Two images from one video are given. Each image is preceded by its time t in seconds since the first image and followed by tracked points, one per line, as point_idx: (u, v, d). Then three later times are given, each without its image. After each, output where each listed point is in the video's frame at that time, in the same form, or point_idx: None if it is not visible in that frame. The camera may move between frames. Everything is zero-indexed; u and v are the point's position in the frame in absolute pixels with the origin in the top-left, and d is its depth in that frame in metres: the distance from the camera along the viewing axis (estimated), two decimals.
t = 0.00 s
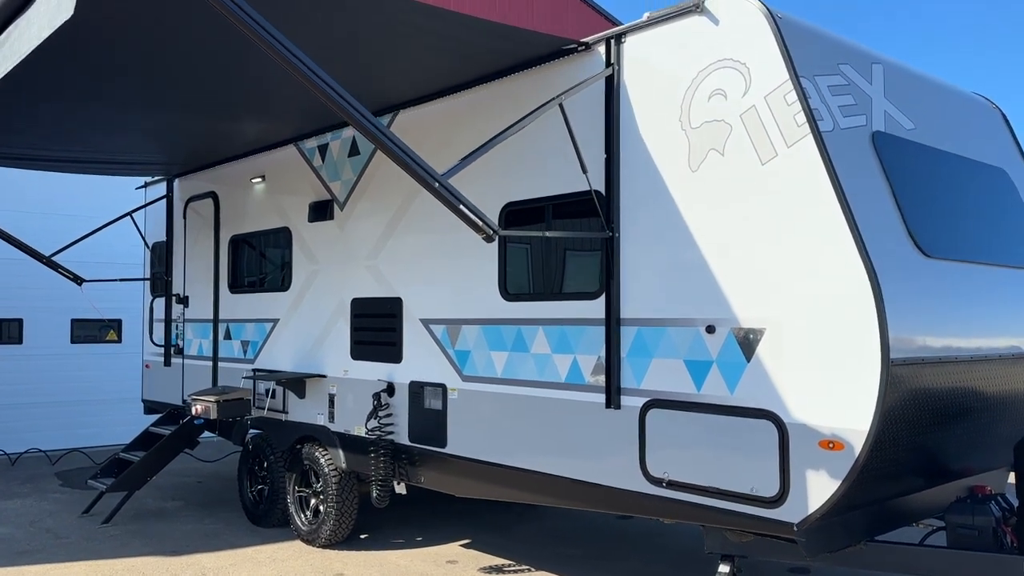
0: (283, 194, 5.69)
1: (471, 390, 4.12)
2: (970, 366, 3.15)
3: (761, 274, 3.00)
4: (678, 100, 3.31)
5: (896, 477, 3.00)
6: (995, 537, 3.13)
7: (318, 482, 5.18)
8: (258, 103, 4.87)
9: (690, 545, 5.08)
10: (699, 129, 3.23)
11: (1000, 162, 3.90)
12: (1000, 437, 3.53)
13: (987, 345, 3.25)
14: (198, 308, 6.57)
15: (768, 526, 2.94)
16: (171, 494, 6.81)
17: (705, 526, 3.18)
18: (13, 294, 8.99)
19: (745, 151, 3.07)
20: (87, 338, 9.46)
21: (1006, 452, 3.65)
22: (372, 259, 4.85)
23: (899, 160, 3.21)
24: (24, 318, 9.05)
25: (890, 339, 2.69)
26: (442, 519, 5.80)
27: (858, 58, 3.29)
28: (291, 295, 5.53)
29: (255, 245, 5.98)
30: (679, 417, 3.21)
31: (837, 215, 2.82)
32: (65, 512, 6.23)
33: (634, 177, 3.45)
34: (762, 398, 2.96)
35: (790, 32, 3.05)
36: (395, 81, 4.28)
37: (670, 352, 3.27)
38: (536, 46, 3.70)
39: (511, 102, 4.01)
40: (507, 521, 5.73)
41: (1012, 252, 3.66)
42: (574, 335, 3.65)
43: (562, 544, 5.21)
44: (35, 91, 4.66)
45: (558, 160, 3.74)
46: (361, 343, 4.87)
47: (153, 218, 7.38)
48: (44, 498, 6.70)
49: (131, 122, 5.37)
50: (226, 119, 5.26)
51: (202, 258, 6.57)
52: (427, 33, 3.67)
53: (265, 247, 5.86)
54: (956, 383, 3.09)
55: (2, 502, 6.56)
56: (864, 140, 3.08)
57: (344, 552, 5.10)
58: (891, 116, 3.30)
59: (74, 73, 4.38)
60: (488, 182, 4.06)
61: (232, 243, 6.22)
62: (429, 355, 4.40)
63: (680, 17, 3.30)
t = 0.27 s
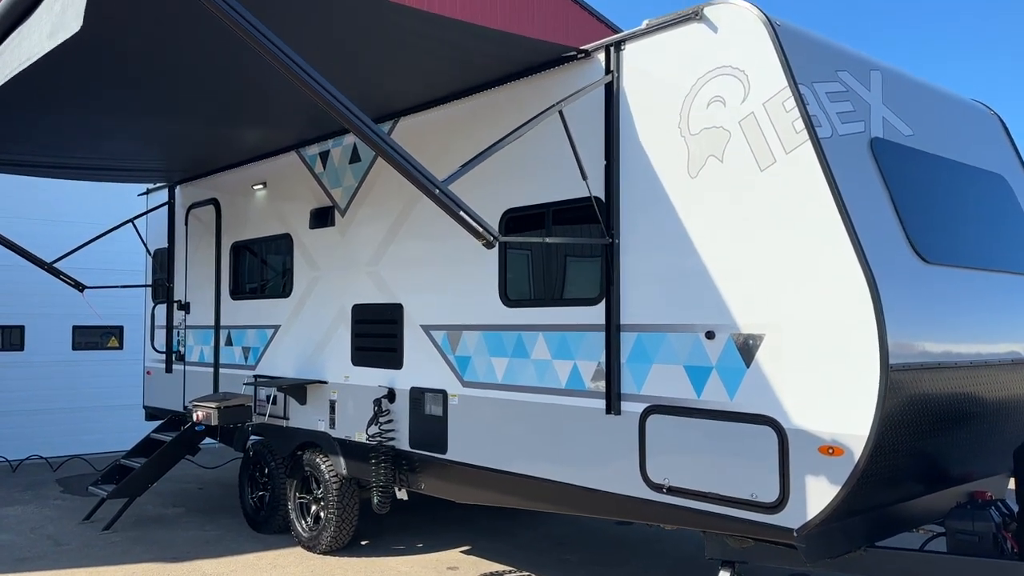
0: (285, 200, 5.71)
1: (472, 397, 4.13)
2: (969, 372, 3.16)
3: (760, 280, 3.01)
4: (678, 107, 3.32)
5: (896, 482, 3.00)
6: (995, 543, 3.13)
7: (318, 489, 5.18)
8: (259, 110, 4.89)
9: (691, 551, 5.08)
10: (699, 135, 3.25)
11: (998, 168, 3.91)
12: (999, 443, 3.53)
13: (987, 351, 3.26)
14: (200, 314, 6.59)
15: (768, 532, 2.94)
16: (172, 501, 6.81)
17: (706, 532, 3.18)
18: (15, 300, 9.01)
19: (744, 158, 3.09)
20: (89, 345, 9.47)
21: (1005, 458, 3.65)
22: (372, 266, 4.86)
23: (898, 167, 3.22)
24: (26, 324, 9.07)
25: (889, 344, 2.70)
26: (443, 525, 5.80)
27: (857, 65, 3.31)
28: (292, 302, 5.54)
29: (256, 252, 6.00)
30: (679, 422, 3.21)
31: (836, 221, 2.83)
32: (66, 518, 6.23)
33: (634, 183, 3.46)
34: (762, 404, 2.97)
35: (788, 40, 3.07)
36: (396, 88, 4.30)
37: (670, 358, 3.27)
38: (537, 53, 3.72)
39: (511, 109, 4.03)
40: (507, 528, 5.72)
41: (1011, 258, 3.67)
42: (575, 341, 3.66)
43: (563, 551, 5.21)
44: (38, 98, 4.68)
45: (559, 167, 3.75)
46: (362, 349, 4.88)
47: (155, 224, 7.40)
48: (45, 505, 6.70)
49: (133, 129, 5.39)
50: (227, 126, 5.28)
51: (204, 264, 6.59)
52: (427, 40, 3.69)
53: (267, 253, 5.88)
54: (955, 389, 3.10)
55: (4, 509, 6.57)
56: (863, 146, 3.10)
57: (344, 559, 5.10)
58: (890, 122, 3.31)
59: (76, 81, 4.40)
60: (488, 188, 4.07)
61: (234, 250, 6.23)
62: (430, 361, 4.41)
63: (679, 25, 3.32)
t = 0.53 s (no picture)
0: (286, 209, 5.74)
1: (472, 405, 4.14)
2: (967, 381, 3.17)
3: (759, 289, 3.02)
4: (676, 117, 3.34)
5: (894, 491, 3.01)
6: (994, 551, 3.13)
7: (319, 497, 5.19)
8: (261, 119, 4.91)
9: (692, 559, 5.09)
10: (697, 146, 3.27)
11: (995, 178, 3.93)
12: (998, 451, 3.54)
13: (984, 360, 3.27)
14: (201, 323, 6.61)
15: (767, 541, 2.94)
16: (173, 509, 6.82)
17: (705, 541, 3.19)
18: (17, 308, 9.03)
19: (742, 168, 3.11)
20: (91, 353, 9.49)
21: (1004, 466, 3.65)
22: (373, 274, 4.88)
23: (895, 176, 3.24)
24: (28, 333, 9.09)
25: (886, 353, 2.71)
26: (443, 534, 5.80)
27: (854, 76, 3.33)
28: (293, 310, 5.56)
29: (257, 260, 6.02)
30: (677, 431, 3.22)
31: (833, 231, 2.84)
32: (67, 527, 6.24)
33: (633, 193, 3.48)
34: (760, 413, 2.98)
35: (785, 51, 3.09)
36: (397, 98, 4.33)
37: (669, 367, 3.29)
38: (536, 63, 3.75)
39: (511, 119, 4.05)
40: (508, 536, 5.73)
41: (1008, 267, 3.69)
42: (574, 350, 3.67)
43: (563, 559, 5.22)
44: (41, 109, 4.71)
45: (558, 176, 3.77)
46: (363, 358, 4.89)
47: (157, 233, 7.43)
48: (46, 513, 6.71)
49: (135, 138, 5.42)
50: (229, 135, 5.31)
51: (205, 273, 6.61)
52: (428, 51, 3.72)
53: (268, 262, 5.90)
54: (952, 398, 3.10)
55: (5, 517, 6.58)
56: (859, 156, 3.12)
57: (345, 567, 5.10)
58: (887, 132, 3.33)
59: (79, 92, 4.43)
60: (488, 197, 4.10)
61: (235, 259, 6.26)
62: (430, 370, 4.42)
63: (677, 36, 3.35)
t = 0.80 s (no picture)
0: (289, 218, 5.76)
1: (473, 412, 4.15)
2: (966, 387, 3.18)
3: (758, 296, 3.04)
4: (676, 125, 3.37)
5: (893, 497, 3.02)
6: (994, 558, 3.14)
7: (320, 504, 5.20)
8: (264, 128, 4.94)
9: (694, 566, 5.09)
10: (696, 154, 3.29)
11: (994, 185, 3.95)
12: (997, 458, 3.55)
13: (983, 367, 3.28)
14: (204, 331, 6.63)
15: (767, 547, 2.95)
16: (175, 516, 6.83)
17: (705, 548, 3.19)
18: (20, 316, 9.06)
19: (741, 175, 3.13)
20: (94, 361, 9.52)
21: (1004, 473, 3.66)
22: (375, 282, 4.90)
23: (893, 184, 3.26)
24: (31, 341, 9.12)
25: (884, 360, 2.73)
26: (445, 542, 5.81)
27: (853, 84, 3.35)
28: (295, 318, 5.58)
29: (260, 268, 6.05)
30: (678, 437, 3.24)
31: (831, 238, 2.86)
32: (70, 534, 6.26)
33: (632, 201, 3.50)
34: (759, 419, 2.99)
35: (784, 59, 3.12)
36: (398, 107, 4.36)
37: (669, 373, 3.30)
38: (537, 73, 3.77)
39: (512, 128, 4.08)
40: (509, 544, 5.73)
41: (1007, 274, 3.70)
42: (575, 357, 3.69)
43: (564, 566, 5.22)
44: (46, 118, 4.74)
45: (559, 184, 3.80)
46: (365, 365, 4.91)
47: (160, 241, 7.46)
48: (48, 521, 6.73)
49: (139, 147, 5.45)
50: (232, 144, 5.34)
51: (208, 281, 6.64)
52: (429, 60, 3.75)
53: (270, 270, 5.93)
54: (951, 404, 3.12)
55: (8, 525, 6.59)
56: (857, 164, 3.14)
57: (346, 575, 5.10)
58: (885, 140, 3.35)
59: (84, 101, 4.47)
60: (490, 206, 4.12)
61: (238, 266, 6.29)
62: (432, 377, 4.44)
63: (676, 45, 3.38)
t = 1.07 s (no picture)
0: (294, 225, 5.79)
1: (478, 419, 4.16)
2: (971, 395, 3.18)
3: (763, 304, 3.05)
4: (680, 133, 3.38)
5: (899, 505, 3.01)
6: (1000, 567, 3.13)
7: (325, 512, 5.21)
8: (271, 136, 4.97)
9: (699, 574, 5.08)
10: (700, 161, 3.30)
11: (998, 193, 3.95)
12: (1003, 466, 3.54)
13: (988, 375, 3.28)
14: (209, 338, 6.65)
15: (772, 554, 2.95)
16: (180, 524, 6.84)
17: (711, 555, 3.19)
18: (27, 324, 9.10)
19: (745, 183, 3.14)
20: (100, 368, 9.55)
21: (1010, 482, 3.65)
22: (380, 290, 4.91)
23: (897, 192, 3.27)
24: (38, 348, 9.16)
25: (889, 368, 2.73)
26: (449, 550, 5.80)
27: (856, 92, 3.37)
28: (300, 325, 5.60)
29: (265, 275, 6.07)
30: (682, 445, 3.24)
31: (836, 245, 2.87)
32: (75, 541, 6.27)
33: (637, 208, 3.52)
34: (764, 426, 2.99)
35: (787, 68, 3.13)
36: (404, 115, 4.38)
37: (674, 380, 3.31)
38: (542, 81, 3.80)
39: (517, 136, 4.10)
40: (514, 552, 5.72)
41: (1012, 282, 3.70)
42: (579, 364, 3.69)
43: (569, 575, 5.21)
44: (54, 127, 4.77)
45: (564, 192, 3.81)
46: (370, 373, 4.92)
47: (166, 249, 7.50)
48: (53, 528, 6.74)
49: (146, 155, 5.48)
50: (238, 152, 5.37)
51: (214, 288, 6.66)
52: (434, 69, 3.77)
53: (276, 277, 5.95)
54: (957, 412, 3.12)
55: (13, 531, 6.61)
56: (861, 172, 3.15)
57: None
58: (889, 148, 3.36)
59: (91, 110, 4.51)
60: (495, 213, 4.13)
61: (244, 274, 6.31)
62: (436, 384, 4.45)
63: (680, 53, 3.39)
